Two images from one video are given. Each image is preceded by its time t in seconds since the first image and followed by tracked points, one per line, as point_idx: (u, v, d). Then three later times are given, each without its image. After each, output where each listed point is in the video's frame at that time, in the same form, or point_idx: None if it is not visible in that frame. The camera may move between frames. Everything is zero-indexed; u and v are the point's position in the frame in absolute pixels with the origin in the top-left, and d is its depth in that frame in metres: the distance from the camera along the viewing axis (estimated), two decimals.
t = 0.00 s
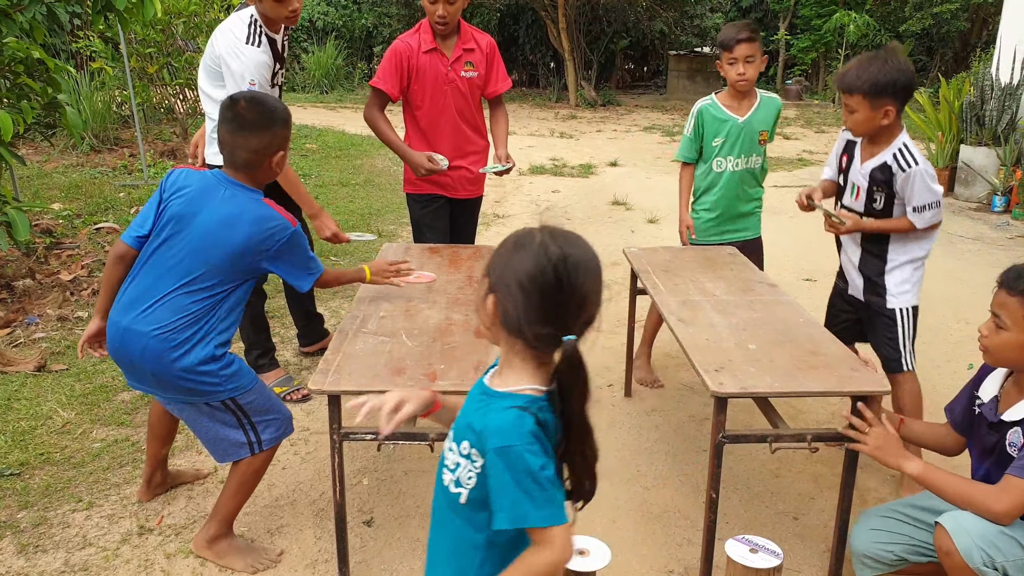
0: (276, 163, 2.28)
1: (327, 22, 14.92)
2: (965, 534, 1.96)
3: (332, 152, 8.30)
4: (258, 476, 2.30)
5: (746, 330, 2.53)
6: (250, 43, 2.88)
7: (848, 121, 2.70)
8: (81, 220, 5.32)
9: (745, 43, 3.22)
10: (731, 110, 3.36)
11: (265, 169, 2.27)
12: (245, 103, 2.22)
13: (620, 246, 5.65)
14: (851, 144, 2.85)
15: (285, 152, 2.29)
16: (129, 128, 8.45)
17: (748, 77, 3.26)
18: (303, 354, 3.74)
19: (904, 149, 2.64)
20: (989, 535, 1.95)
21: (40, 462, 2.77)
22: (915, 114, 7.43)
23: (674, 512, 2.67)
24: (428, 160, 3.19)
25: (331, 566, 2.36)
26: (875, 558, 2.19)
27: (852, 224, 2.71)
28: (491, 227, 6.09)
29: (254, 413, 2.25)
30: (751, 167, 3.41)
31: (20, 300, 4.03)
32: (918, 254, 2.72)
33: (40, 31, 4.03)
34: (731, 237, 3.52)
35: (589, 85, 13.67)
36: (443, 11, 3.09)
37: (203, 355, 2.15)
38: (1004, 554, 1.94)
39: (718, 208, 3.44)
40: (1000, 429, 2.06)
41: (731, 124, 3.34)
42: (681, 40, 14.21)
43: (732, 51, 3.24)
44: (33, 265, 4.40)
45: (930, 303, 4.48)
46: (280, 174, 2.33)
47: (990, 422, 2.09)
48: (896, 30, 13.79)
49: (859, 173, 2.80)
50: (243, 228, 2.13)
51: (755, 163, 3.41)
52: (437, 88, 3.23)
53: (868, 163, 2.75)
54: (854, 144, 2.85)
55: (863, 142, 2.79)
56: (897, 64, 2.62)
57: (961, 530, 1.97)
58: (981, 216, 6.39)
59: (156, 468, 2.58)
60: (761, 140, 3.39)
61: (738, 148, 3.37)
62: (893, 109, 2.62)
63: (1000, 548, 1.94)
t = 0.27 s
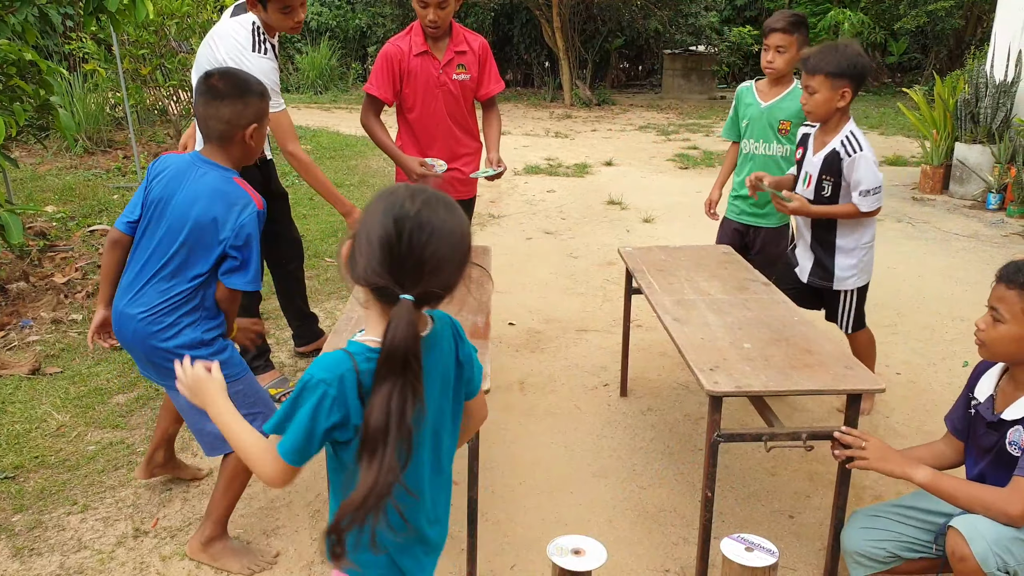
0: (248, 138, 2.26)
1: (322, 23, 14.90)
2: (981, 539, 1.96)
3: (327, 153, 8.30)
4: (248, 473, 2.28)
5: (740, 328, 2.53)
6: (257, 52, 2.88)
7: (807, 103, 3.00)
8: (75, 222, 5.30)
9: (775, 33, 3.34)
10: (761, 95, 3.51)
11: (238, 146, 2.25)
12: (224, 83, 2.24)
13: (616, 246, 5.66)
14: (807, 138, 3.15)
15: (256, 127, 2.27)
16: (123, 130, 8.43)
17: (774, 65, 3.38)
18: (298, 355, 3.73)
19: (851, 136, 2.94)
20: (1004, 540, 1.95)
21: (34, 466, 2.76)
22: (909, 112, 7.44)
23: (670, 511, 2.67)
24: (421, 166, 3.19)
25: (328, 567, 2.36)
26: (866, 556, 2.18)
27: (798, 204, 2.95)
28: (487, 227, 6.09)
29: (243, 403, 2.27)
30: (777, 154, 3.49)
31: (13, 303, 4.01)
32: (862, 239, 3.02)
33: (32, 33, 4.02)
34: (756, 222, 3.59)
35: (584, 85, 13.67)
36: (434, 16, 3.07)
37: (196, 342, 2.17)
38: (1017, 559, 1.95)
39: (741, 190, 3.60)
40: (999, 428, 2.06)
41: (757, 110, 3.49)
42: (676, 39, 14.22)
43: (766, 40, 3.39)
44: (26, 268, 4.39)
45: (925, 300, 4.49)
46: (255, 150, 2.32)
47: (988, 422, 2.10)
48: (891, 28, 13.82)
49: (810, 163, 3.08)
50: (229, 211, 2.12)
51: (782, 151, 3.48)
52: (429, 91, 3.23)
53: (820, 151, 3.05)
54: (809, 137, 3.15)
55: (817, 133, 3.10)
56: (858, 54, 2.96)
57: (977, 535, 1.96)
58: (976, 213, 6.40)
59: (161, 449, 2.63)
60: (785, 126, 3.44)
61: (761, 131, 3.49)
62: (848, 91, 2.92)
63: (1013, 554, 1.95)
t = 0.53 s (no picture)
0: (204, 112, 2.18)
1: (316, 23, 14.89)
2: (976, 532, 1.97)
3: (322, 154, 8.29)
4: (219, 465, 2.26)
5: (734, 326, 2.54)
6: (264, 64, 2.85)
7: (761, 87, 3.09)
8: (68, 225, 5.29)
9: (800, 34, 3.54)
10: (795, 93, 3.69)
11: (195, 121, 2.19)
12: (190, 60, 2.19)
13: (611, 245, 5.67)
14: (749, 109, 3.29)
15: (212, 103, 2.19)
16: (117, 132, 8.42)
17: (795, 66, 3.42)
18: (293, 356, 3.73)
19: (803, 113, 3.17)
20: (999, 534, 1.96)
21: (29, 468, 2.76)
22: (902, 109, 7.46)
23: (665, 508, 2.68)
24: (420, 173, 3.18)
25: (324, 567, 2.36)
26: (864, 543, 2.20)
27: (777, 187, 3.18)
28: (482, 227, 6.09)
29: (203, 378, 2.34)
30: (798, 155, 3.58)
31: (7, 306, 4.01)
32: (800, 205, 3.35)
33: (25, 36, 4.01)
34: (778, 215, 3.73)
35: (578, 84, 13.68)
36: (427, 17, 3.07)
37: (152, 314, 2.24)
38: (1011, 553, 1.96)
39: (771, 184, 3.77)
40: (993, 426, 2.07)
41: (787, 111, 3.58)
42: (670, 37, 14.24)
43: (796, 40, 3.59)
44: (20, 270, 4.38)
45: (919, 297, 4.50)
46: (216, 128, 2.23)
47: (983, 419, 2.11)
48: (883, 26, 13.87)
49: (762, 135, 3.25)
50: (173, 188, 2.10)
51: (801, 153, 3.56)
52: (423, 92, 3.23)
53: (772, 126, 3.23)
54: (751, 108, 3.29)
55: (761, 106, 3.25)
56: (800, 38, 3.06)
57: (973, 528, 1.98)
58: (969, 210, 6.43)
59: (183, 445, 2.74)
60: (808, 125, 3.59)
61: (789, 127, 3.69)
62: (802, 78, 3.11)
63: (1008, 548, 1.96)
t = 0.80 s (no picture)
0: (172, 88, 2.14)
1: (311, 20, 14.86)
2: (957, 524, 1.98)
3: (317, 151, 8.27)
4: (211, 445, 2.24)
5: (729, 323, 2.54)
6: (262, 60, 2.86)
7: (710, 126, 3.07)
8: (62, 222, 5.27)
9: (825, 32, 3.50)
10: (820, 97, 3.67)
11: (166, 96, 2.17)
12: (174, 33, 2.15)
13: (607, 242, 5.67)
14: (691, 146, 3.30)
15: (178, 79, 2.13)
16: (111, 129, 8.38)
17: (830, 61, 3.50)
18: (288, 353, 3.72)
19: (741, 134, 3.30)
20: (981, 526, 1.97)
21: (23, 466, 2.75)
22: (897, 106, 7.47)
23: (660, 505, 2.68)
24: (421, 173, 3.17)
25: (318, 565, 2.36)
26: (856, 524, 2.22)
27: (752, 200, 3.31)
28: (478, 224, 6.08)
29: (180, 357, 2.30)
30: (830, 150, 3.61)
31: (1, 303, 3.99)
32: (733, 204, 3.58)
33: (17, 32, 3.99)
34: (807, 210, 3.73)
35: (574, 81, 13.67)
36: (420, 11, 3.06)
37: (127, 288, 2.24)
38: (993, 545, 1.96)
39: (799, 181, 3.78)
40: (990, 422, 2.08)
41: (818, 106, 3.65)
42: (666, 35, 14.23)
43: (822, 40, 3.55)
44: (13, 268, 4.36)
45: (913, 294, 4.51)
46: (187, 106, 2.17)
47: (980, 416, 2.11)
48: (879, 23, 13.88)
49: (711, 166, 3.32)
50: (133, 159, 2.09)
51: (832, 147, 3.59)
52: (416, 87, 3.23)
53: (718, 154, 3.30)
54: (692, 144, 3.30)
55: (702, 141, 3.29)
56: (731, 71, 3.05)
57: (954, 520, 1.99)
58: (964, 208, 6.44)
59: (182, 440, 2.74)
60: (834, 123, 3.55)
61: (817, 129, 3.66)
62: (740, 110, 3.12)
63: (989, 541, 1.96)
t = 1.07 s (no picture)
0: (161, 91, 2.16)
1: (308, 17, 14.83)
2: (950, 518, 1.99)
3: (314, 147, 8.25)
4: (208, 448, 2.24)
5: (726, 320, 2.55)
6: (253, 47, 2.85)
7: (677, 104, 3.18)
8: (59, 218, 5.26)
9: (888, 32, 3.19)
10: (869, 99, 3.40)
11: (157, 102, 2.19)
12: (172, 36, 2.21)
13: (604, 238, 5.67)
14: (660, 128, 3.32)
15: (163, 79, 2.15)
16: (106, 126, 8.35)
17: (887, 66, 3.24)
18: (285, 350, 3.72)
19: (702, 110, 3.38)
20: (975, 521, 1.97)
21: (19, 463, 2.74)
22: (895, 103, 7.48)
23: (658, 502, 2.68)
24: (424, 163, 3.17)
25: (315, 561, 2.36)
26: (851, 518, 2.23)
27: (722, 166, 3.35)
28: (475, 221, 6.07)
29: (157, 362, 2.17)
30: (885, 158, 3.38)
31: None
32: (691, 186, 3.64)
33: (13, 28, 3.97)
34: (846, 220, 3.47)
35: (571, 77, 13.65)
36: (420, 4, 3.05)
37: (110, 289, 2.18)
38: (987, 540, 1.96)
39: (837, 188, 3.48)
40: (989, 419, 2.08)
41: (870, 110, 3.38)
42: (663, 31, 14.23)
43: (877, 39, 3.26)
44: (9, 264, 4.35)
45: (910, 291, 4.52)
46: (175, 108, 2.18)
47: (980, 413, 2.12)
48: (876, 20, 13.89)
49: (681, 143, 3.37)
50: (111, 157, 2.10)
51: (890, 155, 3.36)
52: (413, 81, 3.21)
53: (684, 130, 3.36)
54: (661, 126, 3.32)
55: (670, 120, 3.33)
56: (689, 49, 3.13)
57: (947, 514, 1.99)
58: (961, 204, 6.45)
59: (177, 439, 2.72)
60: (892, 130, 3.34)
61: (867, 135, 3.40)
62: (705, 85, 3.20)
63: (983, 535, 1.96)
